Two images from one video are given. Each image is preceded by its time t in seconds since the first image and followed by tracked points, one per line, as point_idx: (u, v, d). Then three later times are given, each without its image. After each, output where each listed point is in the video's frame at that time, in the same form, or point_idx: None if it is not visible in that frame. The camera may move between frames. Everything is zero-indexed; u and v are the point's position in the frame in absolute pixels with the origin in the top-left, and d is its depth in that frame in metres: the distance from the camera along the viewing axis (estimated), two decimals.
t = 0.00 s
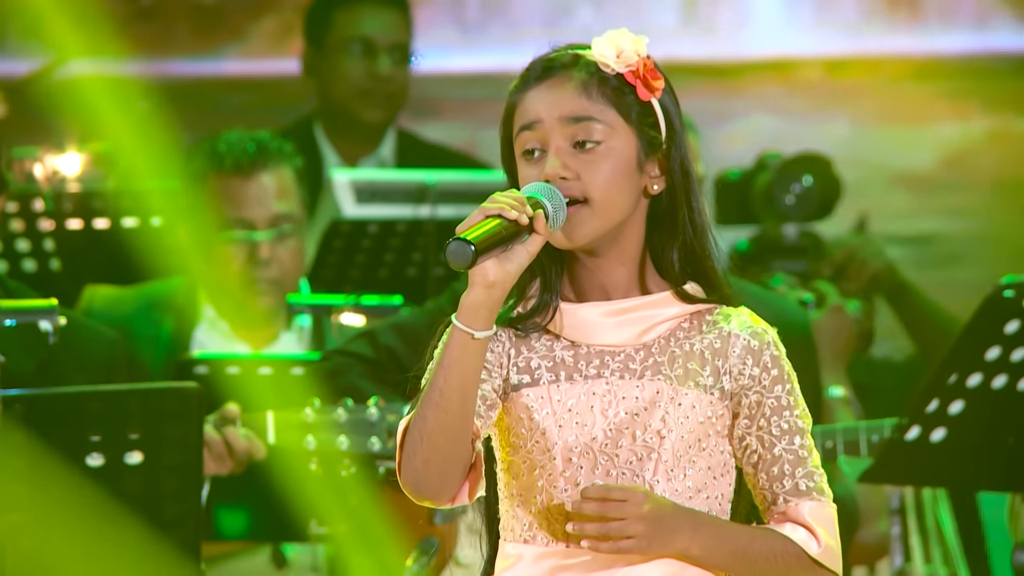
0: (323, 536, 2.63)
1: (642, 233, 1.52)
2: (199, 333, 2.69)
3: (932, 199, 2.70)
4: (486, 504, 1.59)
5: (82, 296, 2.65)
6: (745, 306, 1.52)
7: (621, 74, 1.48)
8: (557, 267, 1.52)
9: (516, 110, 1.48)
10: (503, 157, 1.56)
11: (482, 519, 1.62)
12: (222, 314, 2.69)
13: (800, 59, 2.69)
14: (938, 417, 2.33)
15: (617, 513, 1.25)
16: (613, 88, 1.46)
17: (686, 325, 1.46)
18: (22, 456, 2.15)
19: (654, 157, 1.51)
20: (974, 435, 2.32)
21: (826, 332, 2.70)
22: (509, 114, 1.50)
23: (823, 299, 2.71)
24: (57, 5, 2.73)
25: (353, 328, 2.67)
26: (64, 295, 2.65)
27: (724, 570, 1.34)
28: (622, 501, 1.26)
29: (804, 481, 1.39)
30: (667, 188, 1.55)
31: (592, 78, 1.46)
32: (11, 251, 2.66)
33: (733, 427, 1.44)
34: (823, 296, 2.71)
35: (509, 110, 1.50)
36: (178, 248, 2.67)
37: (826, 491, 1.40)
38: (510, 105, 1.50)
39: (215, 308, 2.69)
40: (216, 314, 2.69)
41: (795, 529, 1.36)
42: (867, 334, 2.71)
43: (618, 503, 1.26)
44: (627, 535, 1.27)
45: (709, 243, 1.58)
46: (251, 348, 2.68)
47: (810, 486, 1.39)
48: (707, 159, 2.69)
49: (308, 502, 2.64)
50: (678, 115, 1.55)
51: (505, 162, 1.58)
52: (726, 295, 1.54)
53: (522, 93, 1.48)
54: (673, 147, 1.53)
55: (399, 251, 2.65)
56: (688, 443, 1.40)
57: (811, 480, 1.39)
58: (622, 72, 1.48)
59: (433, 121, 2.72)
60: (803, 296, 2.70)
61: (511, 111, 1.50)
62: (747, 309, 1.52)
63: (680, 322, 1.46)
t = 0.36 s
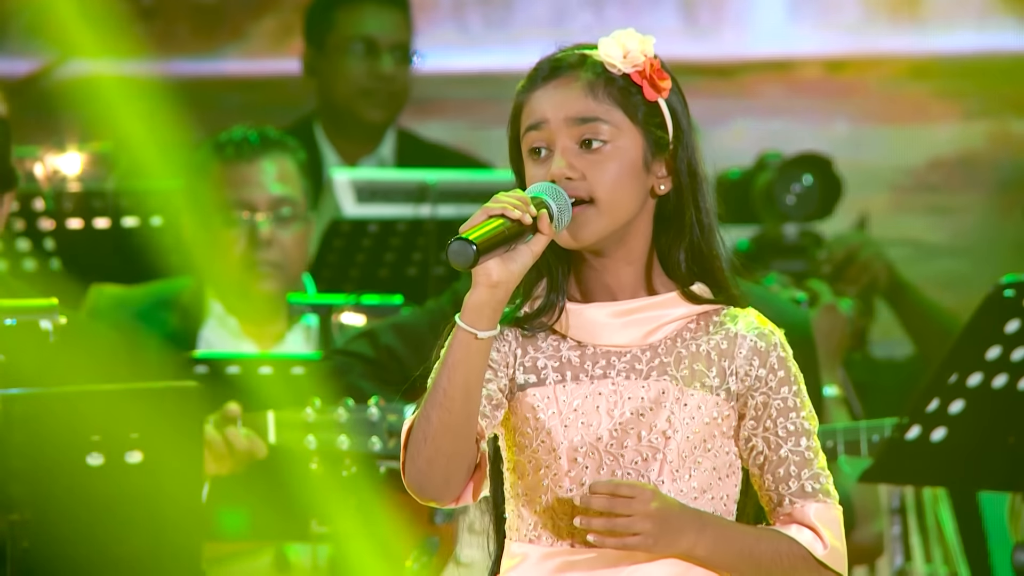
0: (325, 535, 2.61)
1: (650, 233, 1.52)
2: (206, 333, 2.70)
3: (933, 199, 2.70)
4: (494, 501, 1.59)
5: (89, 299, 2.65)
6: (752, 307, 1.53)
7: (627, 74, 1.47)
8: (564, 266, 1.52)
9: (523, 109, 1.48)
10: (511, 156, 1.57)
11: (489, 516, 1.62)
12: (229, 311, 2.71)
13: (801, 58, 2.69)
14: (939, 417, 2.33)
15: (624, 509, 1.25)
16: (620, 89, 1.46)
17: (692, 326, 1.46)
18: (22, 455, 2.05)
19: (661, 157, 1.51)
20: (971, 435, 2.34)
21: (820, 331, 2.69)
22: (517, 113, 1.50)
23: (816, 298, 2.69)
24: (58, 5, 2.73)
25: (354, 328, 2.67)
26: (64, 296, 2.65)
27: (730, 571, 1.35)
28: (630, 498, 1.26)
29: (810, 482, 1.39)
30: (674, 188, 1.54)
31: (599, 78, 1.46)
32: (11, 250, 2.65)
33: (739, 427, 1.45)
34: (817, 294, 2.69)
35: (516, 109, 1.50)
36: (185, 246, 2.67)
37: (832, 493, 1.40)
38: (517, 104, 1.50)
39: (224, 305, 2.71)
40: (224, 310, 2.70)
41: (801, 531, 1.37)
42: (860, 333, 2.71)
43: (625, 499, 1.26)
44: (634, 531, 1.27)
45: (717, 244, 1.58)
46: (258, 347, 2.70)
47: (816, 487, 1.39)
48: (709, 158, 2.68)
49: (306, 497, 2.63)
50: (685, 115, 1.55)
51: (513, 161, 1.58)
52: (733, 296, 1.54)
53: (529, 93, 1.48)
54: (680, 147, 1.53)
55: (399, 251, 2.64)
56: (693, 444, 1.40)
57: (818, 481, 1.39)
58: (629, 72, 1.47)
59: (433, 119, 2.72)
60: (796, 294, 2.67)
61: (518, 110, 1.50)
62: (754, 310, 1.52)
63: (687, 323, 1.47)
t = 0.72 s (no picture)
0: (325, 535, 2.63)
1: (657, 234, 1.52)
2: (209, 333, 2.69)
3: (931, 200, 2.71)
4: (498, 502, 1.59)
5: (91, 297, 2.64)
6: (758, 307, 1.53)
7: (639, 73, 1.47)
8: (570, 264, 1.52)
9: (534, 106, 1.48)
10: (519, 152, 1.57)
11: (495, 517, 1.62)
12: (234, 313, 2.70)
13: (800, 58, 2.70)
14: (939, 417, 2.34)
15: (614, 508, 1.27)
16: (632, 87, 1.46)
17: (698, 327, 1.47)
18: (23, 455, 2.19)
19: (670, 157, 1.51)
20: (972, 435, 2.34)
21: (819, 331, 2.69)
22: (528, 110, 1.50)
23: (814, 299, 2.68)
24: (57, 6, 2.73)
25: (353, 328, 2.66)
26: (65, 296, 2.64)
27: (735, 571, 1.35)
28: (620, 497, 1.28)
29: (815, 483, 1.39)
30: (682, 188, 1.55)
31: (611, 76, 1.46)
32: (11, 251, 2.64)
33: (744, 428, 1.45)
34: (814, 295, 2.68)
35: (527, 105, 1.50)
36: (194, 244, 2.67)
37: (837, 494, 1.40)
38: (528, 101, 1.50)
39: (228, 309, 2.70)
40: (227, 310, 2.69)
41: (806, 531, 1.36)
42: (858, 332, 2.71)
43: (616, 499, 1.28)
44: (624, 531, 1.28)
45: (723, 244, 1.58)
46: (257, 347, 2.69)
47: (822, 487, 1.39)
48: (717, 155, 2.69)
49: (307, 499, 2.63)
50: (695, 115, 1.55)
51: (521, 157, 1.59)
52: (739, 296, 1.54)
53: (540, 90, 1.48)
54: (689, 146, 1.53)
55: (399, 251, 2.63)
56: (699, 444, 1.40)
57: (823, 481, 1.39)
58: (640, 71, 1.47)
59: (431, 119, 2.72)
60: (794, 295, 2.64)
61: (529, 107, 1.50)
62: (760, 310, 1.53)
63: (693, 323, 1.47)
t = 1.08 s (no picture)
0: (325, 536, 2.63)
1: (660, 234, 1.53)
2: (204, 337, 2.69)
3: (931, 200, 2.71)
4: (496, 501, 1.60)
5: (92, 295, 2.64)
6: (757, 304, 1.53)
7: (646, 69, 1.49)
8: (570, 263, 1.53)
9: (540, 102, 1.49)
10: (523, 149, 1.58)
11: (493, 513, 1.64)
12: (229, 318, 2.69)
13: (800, 59, 2.70)
14: (938, 417, 2.34)
15: (604, 515, 1.29)
16: (638, 82, 1.48)
17: (699, 324, 1.47)
18: (22, 456, 2.19)
19: (676, 154, 1.52)
20: (973, 433, 2.34)
21: (822, 336, 2.68)
22: (532, 107, 1.52)
23: (819, 303, 2.69)
24: (56, 6, 2.73)
25: (353, 329, 2.66)
26: (64, 296, 2.63)
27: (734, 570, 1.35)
28: (611, 503, 1.29)
29: (813, 482, 1.38)
30: (687, 186, 1.56)
31: (619, 70, 1.47)
32: (11, 252, 2.64)
33: (744, 426, 1.45)
34: (820, 300, 2.69)
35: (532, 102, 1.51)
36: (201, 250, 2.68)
37: (836, 493, 1.40)
38: (533, 98, 1.51)
39: (225, 314, 2.69)
40: (224, 317, 2.69)
41: (804, 530, 1.36)
42: (863, 338, 2.70)
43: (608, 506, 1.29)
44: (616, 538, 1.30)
45: (725, 246, 1.59)
46: (251, 348, 2.69)
47: (820, 487, 1.39)
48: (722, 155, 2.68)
49: (308, 499, 2.64)
50: (701, 115, 1.57)
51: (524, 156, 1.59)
52: (739, 295, 1.54)
53: (545, 86, 1.49)
54: (695, 146, 1.55)
55: (398, 252, 2.65)
56: (699, 443, 1.40)
57: (821, 480, 1.39)
58: (647, 67, 1.49)
59: (430, 120, 2.72)
60: (801, 299, 2.66)
61: (534, 105, 1.52)
62: (758, 307, 1.53)
63: (693, 320, 1.47)
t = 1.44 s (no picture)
0: (324, 536, 2.65)
1: (654, 237, 1.54)
2: (201, 337, 2.70)
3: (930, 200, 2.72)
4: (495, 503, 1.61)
5: (89, 296, 2.64)
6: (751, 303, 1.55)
7: (641, 72, 1.49)
8: (563, 263, 1.52)
9: (535, 105, 1.50)
10: (517, 152, 1.59)
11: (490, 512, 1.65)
12: (226, 319, 2.70)
13: (800, 59, 2.70)
14: (938, 417, 2.35)
15: (629, 511, 1.27)
16: (633, 86, 1.49)
17: (695, 322, 1.48)
18: (22, 456, 2.19)
19: (670, 158, 1.53)
20: (974, 432, 2.34)
21: (829, 336, 2.67)
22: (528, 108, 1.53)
23: (826, 303, 2.67)
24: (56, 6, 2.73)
25: (353, 329, 2.67)
26: (65, 296, 2.64)
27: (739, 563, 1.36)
28: (634, 499, 1.28)
29: (814, 477, 1.41)
30: (681, 189, 1.57)
31: (614, 74, 1.48)
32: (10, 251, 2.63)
33: (742, 424, 1.47)
34: (827, 299, 2.67)
35: (528, 103, 1.53)
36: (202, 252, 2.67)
37: (835, 487, 1.42)
38: (529, 99, 1.53)
39: (222, 313, 2.70)
40: (221, 316, 2.70)
41: (806, 525, 1.38)
42: (869, 339, 2.70)
43: (630, 501, 1.28)
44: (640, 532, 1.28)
45: (719, 248, 1.60)
46: (250, 348, 2.70)
47: (820, 482, 1.41)
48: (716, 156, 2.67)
49: (309, 499, 2.65)
50: (695, 117, 1.57)
51: (518, 157, 1.60)
52: (733, 295, 1.57)
53: (541, 88, 1.50)
54: (689, 149, 1.56)
55: (399, 251, 2.63)
56: (697, 440, 1.42)
57: (821, 476, 1.41)
58: (642, 71, 1.49)
59: (430, 121, 2.72)
60: (807, 299, 2.66)
61: (530, 106, 1.53)
62: (753, 306, 1.55)
63: (689, 319, 1.49)
